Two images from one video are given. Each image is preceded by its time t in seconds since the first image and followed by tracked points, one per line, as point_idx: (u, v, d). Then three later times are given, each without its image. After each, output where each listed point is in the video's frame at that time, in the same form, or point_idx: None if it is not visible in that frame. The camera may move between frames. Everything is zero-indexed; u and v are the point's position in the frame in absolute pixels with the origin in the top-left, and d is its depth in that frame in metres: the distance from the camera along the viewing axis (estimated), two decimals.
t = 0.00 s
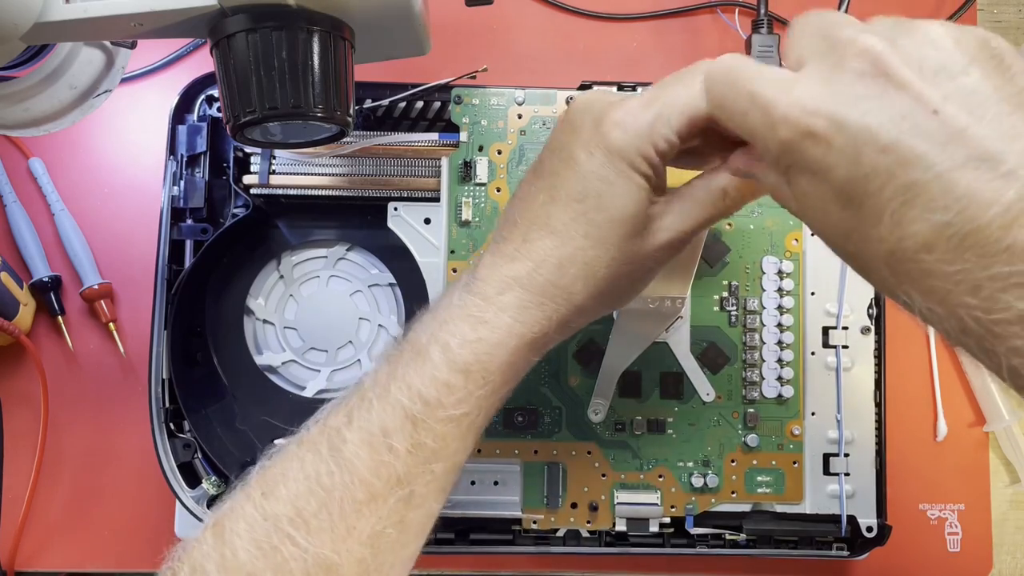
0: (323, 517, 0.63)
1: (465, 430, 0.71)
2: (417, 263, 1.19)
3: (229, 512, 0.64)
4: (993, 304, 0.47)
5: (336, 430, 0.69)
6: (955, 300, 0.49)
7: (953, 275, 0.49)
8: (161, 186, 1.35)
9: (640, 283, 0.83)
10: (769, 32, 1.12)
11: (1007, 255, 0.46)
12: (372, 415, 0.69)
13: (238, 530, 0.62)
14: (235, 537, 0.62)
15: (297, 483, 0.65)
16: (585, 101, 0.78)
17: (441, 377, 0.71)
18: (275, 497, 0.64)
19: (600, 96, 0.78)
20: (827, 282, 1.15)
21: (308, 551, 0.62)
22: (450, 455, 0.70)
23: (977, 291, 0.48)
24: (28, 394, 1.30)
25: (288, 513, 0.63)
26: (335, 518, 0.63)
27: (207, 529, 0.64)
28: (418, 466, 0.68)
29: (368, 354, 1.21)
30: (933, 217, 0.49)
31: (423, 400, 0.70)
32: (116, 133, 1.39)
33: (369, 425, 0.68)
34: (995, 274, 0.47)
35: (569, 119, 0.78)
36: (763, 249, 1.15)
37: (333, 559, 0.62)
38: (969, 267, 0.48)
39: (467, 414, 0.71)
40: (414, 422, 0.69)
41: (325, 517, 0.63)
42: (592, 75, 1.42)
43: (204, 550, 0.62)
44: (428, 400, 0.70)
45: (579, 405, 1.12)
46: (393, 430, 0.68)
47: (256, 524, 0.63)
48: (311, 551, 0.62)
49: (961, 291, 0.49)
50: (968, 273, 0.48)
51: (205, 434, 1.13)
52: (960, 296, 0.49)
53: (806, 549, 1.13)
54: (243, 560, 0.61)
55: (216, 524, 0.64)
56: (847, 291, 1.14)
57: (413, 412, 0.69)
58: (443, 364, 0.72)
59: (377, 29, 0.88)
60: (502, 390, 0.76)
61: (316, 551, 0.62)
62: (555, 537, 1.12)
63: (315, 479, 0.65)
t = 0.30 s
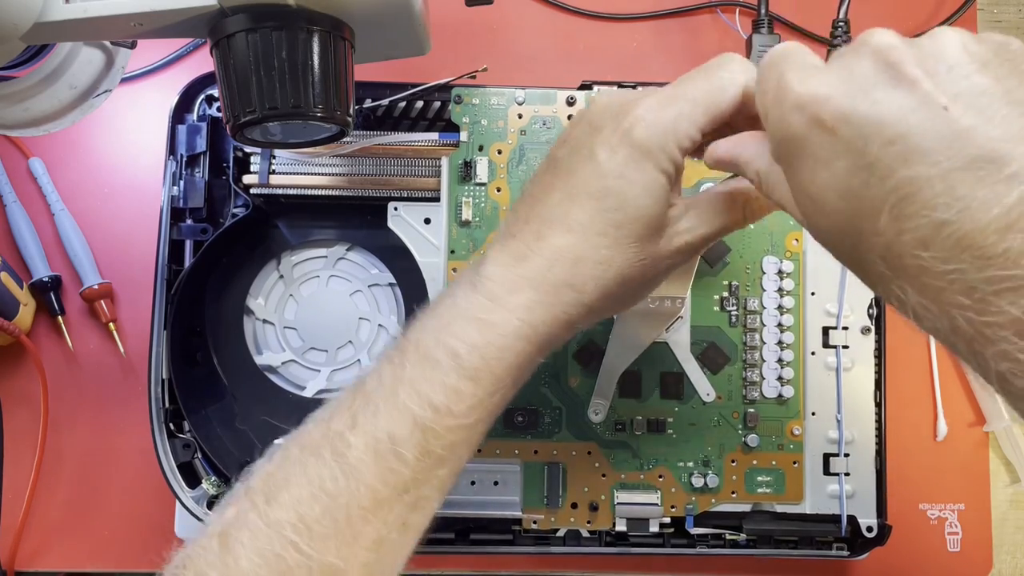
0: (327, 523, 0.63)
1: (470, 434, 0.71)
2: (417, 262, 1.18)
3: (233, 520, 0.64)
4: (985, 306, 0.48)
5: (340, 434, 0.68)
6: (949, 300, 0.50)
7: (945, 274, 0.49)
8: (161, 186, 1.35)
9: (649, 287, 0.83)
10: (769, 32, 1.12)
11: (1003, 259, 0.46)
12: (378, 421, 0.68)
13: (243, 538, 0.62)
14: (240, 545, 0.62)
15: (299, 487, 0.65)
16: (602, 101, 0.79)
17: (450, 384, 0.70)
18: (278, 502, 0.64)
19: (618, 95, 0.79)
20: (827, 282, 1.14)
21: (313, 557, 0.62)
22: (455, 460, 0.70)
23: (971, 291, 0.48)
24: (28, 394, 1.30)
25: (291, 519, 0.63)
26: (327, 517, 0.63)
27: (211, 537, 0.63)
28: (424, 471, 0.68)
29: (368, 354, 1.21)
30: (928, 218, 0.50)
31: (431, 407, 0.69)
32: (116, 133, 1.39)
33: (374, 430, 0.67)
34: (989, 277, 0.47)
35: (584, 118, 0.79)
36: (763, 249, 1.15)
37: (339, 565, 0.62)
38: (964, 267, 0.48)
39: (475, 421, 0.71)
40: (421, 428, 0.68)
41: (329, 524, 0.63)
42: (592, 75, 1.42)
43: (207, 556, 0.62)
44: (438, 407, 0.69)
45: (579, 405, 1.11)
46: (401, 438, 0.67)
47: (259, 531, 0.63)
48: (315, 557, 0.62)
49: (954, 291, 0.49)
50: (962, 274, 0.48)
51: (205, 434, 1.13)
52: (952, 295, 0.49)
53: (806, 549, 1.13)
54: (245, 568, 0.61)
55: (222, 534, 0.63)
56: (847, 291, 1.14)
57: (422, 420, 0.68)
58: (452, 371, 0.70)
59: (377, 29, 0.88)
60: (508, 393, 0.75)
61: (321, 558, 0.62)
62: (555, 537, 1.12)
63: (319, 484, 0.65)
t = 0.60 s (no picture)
0: (318, 515, 0.63)
1: (461, 428, 0.71)
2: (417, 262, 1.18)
3: (225, 511, 0.64)
4: None
5: (333, 428, 0.68)
6: (994, 318, 0.48)
7: (989, 293, 0.47)
8: (161, 186, 1.35)
9: (640, 283, 0.83)
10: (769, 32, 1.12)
11: None
12: (370, 412, 0.69)
13: (233, 529, 0.63)
14: (229, 534, 0.62)
15: (292, 479, 0.65)
16: (592, 95, 0.77)
17: (439, 374, 0.71)
18: (269, 493, 0.64)
19: (608, 91, 0.77)
20: (827, 282, 1.14)
21: (304, 550, 0.62)
22: (445, 453, 0.70)
23: (1016, 308, 0.46)
24: (28, 394, 1.30)
25: (282, 510, 0.63)
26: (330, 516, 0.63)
27: (202, 529, 0.64)
28: (415, 464, 0.68)
29: (369, 354, 1.21)
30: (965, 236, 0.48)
31: (420, 398, 0.69)
32: (116, 133, 1.39)
33: (367, 423, 0.68)
34: None
35: (574, 111, 0.77)
36: (763, 249, 1.15)
37: (329, 558, 0.62)
38: (1007, 285, 0.46)
39: (465, 413, 0.71)
40: (412, 421, 0.69)
41: (321, 516, 0.63)
42: (593, 75, 1.42)
43: (199, 549, 0.62)
44: (427, 398, 0.70)
45: (579, 404, 1.12)
46: (390, 429, 0.68)
47: (251, 523, 0.63)
48: (306, 550, 0.62)
49: (999, 308, 0.47)
50: (1006, 291, 0.46)
51: (205, 434, 1.13)
52: (998, 313, 0.47)
53: (806, 549, 1.13)
54: (237, 561, 0.61)
55: (211, 524, 0.64)
56: (847, 291, 1.14)
57: (410, 410, 0.69)
58: (442, 362, 0.71)
59: (377, 29, 0.87)
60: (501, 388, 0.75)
61: (312, 551, 0.62)
62: (555, 538, 1.12)
63: (312, 477, 0.65)
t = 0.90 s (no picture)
0: (311, 512, 0.63)
1: (455, 423, 0.71)
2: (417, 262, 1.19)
3: (221, 512, 0.64)
4: None
5: (325, 424, 0.67)
6: (1008, 317, 0.48)
7: (1003, 290, 0.48)
8: (161, 186, 1.35)
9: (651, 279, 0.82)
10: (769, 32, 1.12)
11: None
12: (364, 409, 0.68)
13: (229, 529, 0.62)
14: (224, 535, 0.62)
15: (286, 478, 0.64)
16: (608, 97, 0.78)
17: (433, 371, 0.69)
18: (263, 492, 0.63)
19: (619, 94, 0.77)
20: (827, 283, 1.14)
21: (298, 548, 0.61)
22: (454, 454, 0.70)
23: None
24: (28, 394, 1.30)
25: (275, 508, 0.63)
26: (335, 518, 0.63)
27: (200, 528, 0.64)
28: (407, 460, 0.67)
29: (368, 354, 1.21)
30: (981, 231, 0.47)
31: (414, 395, 0.68)
32: (116, 134, 1.39)
33: (359, 419, 0.67)
34: None
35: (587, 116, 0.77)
36: (763, 249, 1.15)
37: (324, 554, 0.62)
38: None
39: (458, 409, 0.71)
40: (406, 417, 0.68)
41: (314, 513, 0.63)
42: (593, 75, 1.42)
43: (196, 549, 0.62)
44: (420, 395, 0.69)
45: (578, 404, 1.12)
46: (384, 425, 0.67)
47: (244, 522, 0.62)
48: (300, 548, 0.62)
49: (1014, 306, 0.47)
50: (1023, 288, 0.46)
51: (205, 434, 1.13)
52: (1013, 311, 0.47)
53: (805, 549, 1.13)
54: (229, 561, 0.61)
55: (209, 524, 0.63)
56: (847, 291, 1.14)
57: (404, 407, 0.68)
58: (436, 359, 0.70)
59: (378, 29, 0.87)
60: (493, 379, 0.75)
61: (307, 548, 0.62)
62: (555, 538, 1.12)
63: (305, 475, 0.64)
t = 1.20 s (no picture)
0: (348, 519, 0.62)
1: (492, 436, 0.70)
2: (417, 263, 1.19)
3: (253, 512, 0.64)
4: None
5: (362, 430, 0.67)
6: (993, 296, 0.49)
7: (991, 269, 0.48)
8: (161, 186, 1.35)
9: (665, 279, 0.82)
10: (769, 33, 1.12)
11: None
12: (402, 417, 0.67)
13: (261, 530, 0.62)
14: (258, 537, 0.62)
15: (321, 482, 0.64)
16: (601, 90, 0.75)
17: (477, 385, 0.69)
18: (297, 496, 0.63)
19: (616, 85, 0.75)
20: (827, 283, 1.14)
21: (332, 554, 0.61)
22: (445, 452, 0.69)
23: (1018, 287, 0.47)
24: (28, 394, 1.30)
25: (311, 513, 0.62)
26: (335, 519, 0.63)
27: (228, 528, 0.64)
28: (446, 472, 0.67)
29: (368, 354, 1.21)
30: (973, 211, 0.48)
31: (455, 406, 0.68)
32: (116, 133, 1.39)
33: (399, 428, 0.66)
34: None
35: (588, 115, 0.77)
36: (763, 249, 1.15)
37: (359, 561, 0.62)
38: (1008, 264, 0.47)
39: (500, 422, 0.70)
40: (445, 428, 0.67)
41: (351, 520, 0.63)
42: (593, 75, 1.42)
43: (224, 548, 0.62)
44: (462, 406, 0.68)
45: (578, 405, 1.12)
46: (423, 437, 0.67)
47: (279, 525, 0.62)
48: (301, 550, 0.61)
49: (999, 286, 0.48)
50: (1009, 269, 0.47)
51: (205, 435, 1.13)
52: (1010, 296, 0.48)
53: (805, 549, 1.13)
54: (265, 564, 0.60)
55: (238, 524, 0.63)
56: (847, 291, 1.14)
57: (444, 418, 0.67)
58: (479, 373, 0.69)
59: (378, 29, 0.87)
60: (534, 392, 0.74)
61: (341, 555, 0.61)
62: (555, 538, 1.12)
63: (342, 482, 0.64)
